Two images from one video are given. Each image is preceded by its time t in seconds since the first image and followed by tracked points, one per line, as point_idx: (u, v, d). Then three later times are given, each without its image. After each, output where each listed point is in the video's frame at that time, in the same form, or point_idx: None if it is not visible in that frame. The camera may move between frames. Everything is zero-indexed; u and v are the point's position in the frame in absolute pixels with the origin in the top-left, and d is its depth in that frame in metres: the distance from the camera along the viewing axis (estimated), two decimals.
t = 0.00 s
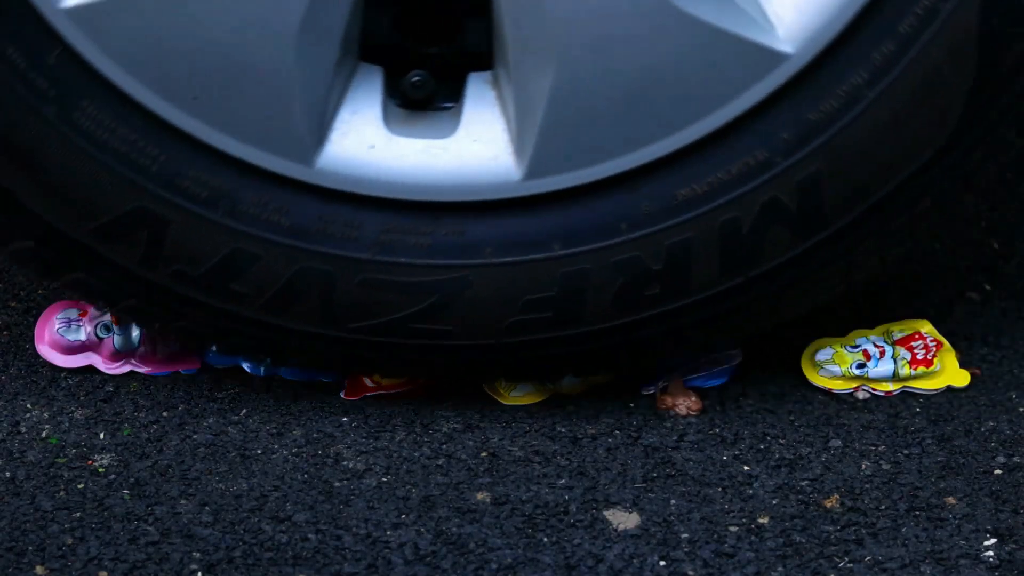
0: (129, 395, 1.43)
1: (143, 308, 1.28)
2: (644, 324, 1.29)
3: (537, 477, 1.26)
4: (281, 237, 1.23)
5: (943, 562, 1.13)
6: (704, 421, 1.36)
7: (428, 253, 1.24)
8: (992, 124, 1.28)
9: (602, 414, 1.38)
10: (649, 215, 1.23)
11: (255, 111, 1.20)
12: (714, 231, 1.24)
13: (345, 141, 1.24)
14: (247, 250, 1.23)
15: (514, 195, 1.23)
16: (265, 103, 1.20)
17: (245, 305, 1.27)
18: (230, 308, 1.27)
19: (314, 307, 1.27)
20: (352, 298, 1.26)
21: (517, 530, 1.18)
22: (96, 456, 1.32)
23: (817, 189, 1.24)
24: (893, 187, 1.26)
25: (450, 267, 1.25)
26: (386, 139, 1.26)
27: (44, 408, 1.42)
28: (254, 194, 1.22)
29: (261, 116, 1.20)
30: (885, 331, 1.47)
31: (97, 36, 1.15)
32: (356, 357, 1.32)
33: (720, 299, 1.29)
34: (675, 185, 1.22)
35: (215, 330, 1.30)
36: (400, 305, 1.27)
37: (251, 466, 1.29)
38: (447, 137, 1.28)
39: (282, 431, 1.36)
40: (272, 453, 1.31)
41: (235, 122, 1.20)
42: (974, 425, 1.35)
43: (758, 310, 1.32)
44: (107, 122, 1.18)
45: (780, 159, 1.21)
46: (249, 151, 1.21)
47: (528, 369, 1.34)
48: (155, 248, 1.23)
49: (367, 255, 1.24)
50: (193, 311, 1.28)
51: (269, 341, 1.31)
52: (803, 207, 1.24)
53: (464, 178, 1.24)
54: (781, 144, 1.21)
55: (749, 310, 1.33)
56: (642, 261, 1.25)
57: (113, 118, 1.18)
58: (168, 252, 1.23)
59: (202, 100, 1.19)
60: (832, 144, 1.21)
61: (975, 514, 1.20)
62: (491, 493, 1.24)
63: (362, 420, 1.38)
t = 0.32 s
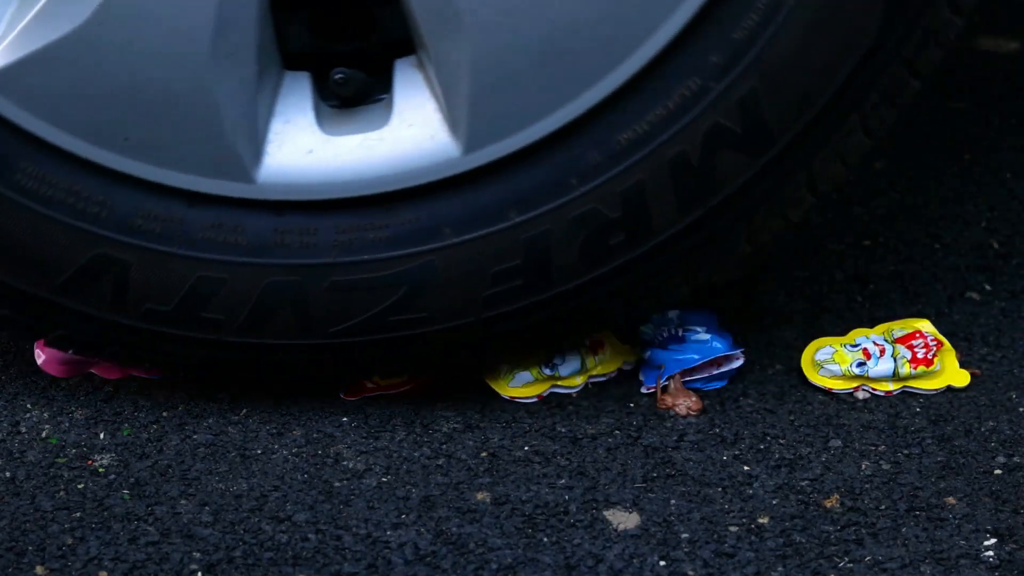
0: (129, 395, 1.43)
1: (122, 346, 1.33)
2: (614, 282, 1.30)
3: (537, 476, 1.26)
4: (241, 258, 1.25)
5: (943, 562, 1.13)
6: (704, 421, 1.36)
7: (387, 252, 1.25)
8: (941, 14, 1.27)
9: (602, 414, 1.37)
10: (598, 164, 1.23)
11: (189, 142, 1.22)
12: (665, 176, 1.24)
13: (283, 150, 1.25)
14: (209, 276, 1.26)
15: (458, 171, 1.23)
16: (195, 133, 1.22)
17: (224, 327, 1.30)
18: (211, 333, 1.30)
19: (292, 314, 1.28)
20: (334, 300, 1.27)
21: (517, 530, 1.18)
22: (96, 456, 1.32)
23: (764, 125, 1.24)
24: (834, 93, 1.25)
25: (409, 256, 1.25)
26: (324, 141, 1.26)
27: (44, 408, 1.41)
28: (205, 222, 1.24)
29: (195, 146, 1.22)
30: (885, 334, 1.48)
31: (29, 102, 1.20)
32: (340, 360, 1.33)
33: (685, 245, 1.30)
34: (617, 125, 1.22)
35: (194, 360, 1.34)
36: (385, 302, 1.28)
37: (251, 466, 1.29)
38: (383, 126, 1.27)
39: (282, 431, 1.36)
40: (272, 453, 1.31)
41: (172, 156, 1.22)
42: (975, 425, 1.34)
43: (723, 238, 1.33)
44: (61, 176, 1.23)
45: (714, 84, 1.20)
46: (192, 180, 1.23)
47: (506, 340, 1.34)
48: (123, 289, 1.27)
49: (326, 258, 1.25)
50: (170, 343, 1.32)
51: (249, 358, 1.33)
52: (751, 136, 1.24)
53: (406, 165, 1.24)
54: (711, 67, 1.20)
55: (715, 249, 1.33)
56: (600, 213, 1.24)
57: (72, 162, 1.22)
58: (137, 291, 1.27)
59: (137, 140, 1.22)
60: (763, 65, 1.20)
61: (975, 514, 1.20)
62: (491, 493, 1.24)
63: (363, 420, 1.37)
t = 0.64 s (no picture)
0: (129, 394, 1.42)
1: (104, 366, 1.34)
2: (568, 218, 1.30)
3: (538, 477, 1.26)
4: (203, 261, 1.25)
5: (943, 562, 1.14)
6: (704, 421, 1.36)
7: (341, 223, 1.24)
8: None
9: (602, 414, 1.37)
10: (532, 101, 1.22)
11: (129, 156, 1.22)
12: (607, 111, 1.24)
13: (220, 146, 1.25)
14: (177, 284, 1.26)
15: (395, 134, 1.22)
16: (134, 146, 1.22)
17: (205, 333, 1.30)
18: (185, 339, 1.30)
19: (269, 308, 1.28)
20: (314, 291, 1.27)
21: (518, 530, 1.18)
22: (96, 456, 1.32)
23: (696, 42, 1.24)
24: None
25: (364, 227, 1.25)
26: (259, 130, 1.26)
27: (44, 408, 1.40)
28: (162, 233, 1.24)
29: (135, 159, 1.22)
30: (885, 334, 1.46)
31: None
32: (321, 346, 1.32)
33: (635, 177, 1.30)
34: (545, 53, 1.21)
35: (176, 370, 1.34)
36: (367, 290, 1.28)
37: (251, 466, 1.29)
38: (315, 103, 1.26)
39: (282, 430, 1.35)
40: (272, 453, 1.31)
41: (118, 174, 1.23)
42: (974, 425, 1.34)
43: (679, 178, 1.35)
44: (19, 216, 1.24)
45: None
46: (140, 194, 1.23)
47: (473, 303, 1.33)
48: (98, 312, 1.28)
49: (287, 242, 1.25)
50: (145, 357, 1.32)
51: (230, 359, 1.33)
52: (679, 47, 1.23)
53: (343, 136, 1.23)
54: None
55: (673, 187, 1.34)
56: (543, 146, 1.24)
57: (35, 193, 1.23)
58: (113, 311, 1.28)
59: (79, 165, 1.22)
60: None
61: (975, 514, 1.20)
62: (491, 493, 1.24)
63: (363, 420, 1.37)
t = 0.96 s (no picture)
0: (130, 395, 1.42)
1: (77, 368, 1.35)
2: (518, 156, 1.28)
3: (537, 476, 1.26)
4: (167, 247, 1.24)
5: (943, 562, 1.13)
6: (704, 421, 1.36)
7: (294, 186, 1.23)
8: None
9: (602, 414, 1.37)
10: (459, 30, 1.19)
11: (79, 156, 1.22)
12: (541, 39, 1.21)
13: (162, 130, 1.23)
14: (147, 275, 1.26)
15: (331, 87, 1.19)
16: (81, 144, 1.22)
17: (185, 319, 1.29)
18: (157, 327, 1.30)
19: (241, 287, 1.27)
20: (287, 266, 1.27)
21: (518, 530, 1.18)
22: (96, 456, 1.32)
23: None
24: None
25: (317, 186, 1.23)
26: (196, 107, 1.24)
27: (44, 407, 1.40)
28: (125, 226, 1.24)
29: (85, 157, 1.22)
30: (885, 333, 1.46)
31: None
32: (294, 319, 1.32)
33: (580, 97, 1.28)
34: None
35: (150, 363, 1.35)
36: (339, 262, 1.27)
37: (251, 466, 1.29)
38: (246, 71, 1.24)
39: (282, 431, 1.35)
40: (272, 453, 1.31)
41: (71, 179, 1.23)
42: (974, 425, 1.34)
43: (632, 84, 1.31)
44: None
45: None
46: (97, 191, 1.23)
47: (435, 264, 1.32)
48: (75, 315, 1.28)
49: (247, 213, 1.24)
50: (115, 355, 1.33)
51: (208, 346, 1.32)
52: None
53: (279, 99, 1.21)
54: None
55: (627, 92, 1.31)
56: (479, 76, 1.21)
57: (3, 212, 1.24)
58: (103, 312, 1.28)
59: (37, 174, 1.23)
60: None
61: (975, 514, 1.20)
62: (491, 493, 1.24)
63: (363, 420, 1.37)
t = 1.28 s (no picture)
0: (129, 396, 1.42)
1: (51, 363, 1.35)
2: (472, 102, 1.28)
3: (537, 476, 1.26)
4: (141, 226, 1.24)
5: (943, 562, 1.13)
6: (704, 421, 1.36)
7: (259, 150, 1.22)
8: None
9: (602, 414, 1.37)
10: None
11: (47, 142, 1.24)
12: None
13: (118, 109, 1.26)
14: (122, 257, 1.26)
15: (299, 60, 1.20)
16: (48, 131, 1.25)
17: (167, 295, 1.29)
18: (132, 308, 1.29)
19: (218, 258, 1.27)
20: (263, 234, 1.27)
21: (517, 529, 1.18)
22: (96, 456, 1.32)
23: None
24: None
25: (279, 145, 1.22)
26: (150, 82, 1.27)
27: (44, 408, 1.40)
28: (96, 211, 1.24)
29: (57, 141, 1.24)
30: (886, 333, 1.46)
31: None
32: (268, 284, 1.31)
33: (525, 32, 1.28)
34: None
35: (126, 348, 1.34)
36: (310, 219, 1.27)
37: (251, 466, 1.29)
38: (194, 42, 1.26)
39: (282, 430, 1.35)
40: (272, 453, 1.31)
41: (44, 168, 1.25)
42: (974, 425, 1.34)
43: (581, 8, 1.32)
44: None
45: None
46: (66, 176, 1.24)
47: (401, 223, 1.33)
48: (57, 307, 1.29)
49: (215, 182, 1.23)
50: (85, 344, 1.33)
51: (187, 322, 1.32)
52: None
53: (225, 65, 1.22)
54: None
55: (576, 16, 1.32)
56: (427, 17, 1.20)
57: None
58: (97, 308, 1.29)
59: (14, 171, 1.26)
60: None
61: (975, 514, 1.20)
62: (491, 494, 1.24)
63: (363, 420, 1.37)
